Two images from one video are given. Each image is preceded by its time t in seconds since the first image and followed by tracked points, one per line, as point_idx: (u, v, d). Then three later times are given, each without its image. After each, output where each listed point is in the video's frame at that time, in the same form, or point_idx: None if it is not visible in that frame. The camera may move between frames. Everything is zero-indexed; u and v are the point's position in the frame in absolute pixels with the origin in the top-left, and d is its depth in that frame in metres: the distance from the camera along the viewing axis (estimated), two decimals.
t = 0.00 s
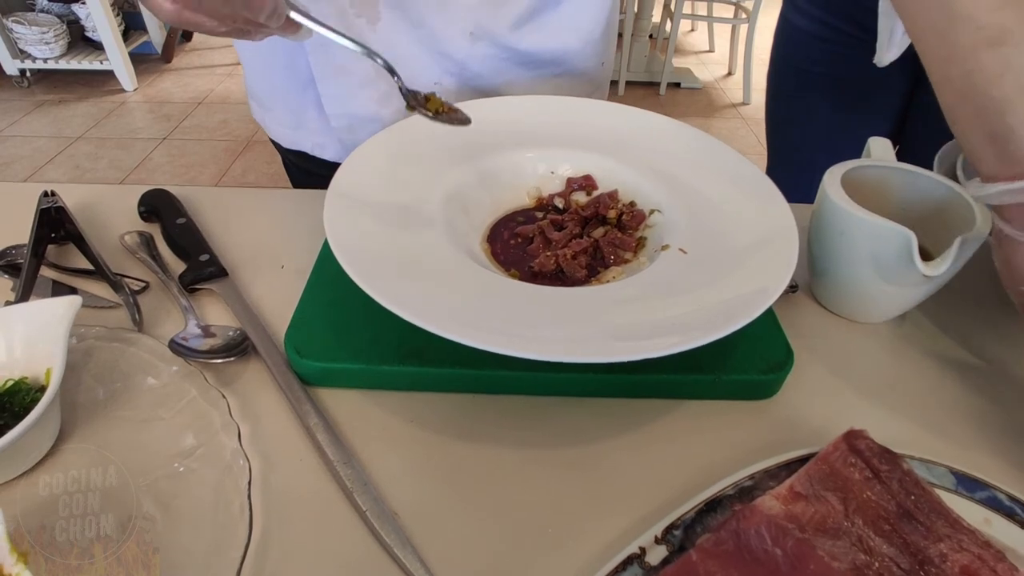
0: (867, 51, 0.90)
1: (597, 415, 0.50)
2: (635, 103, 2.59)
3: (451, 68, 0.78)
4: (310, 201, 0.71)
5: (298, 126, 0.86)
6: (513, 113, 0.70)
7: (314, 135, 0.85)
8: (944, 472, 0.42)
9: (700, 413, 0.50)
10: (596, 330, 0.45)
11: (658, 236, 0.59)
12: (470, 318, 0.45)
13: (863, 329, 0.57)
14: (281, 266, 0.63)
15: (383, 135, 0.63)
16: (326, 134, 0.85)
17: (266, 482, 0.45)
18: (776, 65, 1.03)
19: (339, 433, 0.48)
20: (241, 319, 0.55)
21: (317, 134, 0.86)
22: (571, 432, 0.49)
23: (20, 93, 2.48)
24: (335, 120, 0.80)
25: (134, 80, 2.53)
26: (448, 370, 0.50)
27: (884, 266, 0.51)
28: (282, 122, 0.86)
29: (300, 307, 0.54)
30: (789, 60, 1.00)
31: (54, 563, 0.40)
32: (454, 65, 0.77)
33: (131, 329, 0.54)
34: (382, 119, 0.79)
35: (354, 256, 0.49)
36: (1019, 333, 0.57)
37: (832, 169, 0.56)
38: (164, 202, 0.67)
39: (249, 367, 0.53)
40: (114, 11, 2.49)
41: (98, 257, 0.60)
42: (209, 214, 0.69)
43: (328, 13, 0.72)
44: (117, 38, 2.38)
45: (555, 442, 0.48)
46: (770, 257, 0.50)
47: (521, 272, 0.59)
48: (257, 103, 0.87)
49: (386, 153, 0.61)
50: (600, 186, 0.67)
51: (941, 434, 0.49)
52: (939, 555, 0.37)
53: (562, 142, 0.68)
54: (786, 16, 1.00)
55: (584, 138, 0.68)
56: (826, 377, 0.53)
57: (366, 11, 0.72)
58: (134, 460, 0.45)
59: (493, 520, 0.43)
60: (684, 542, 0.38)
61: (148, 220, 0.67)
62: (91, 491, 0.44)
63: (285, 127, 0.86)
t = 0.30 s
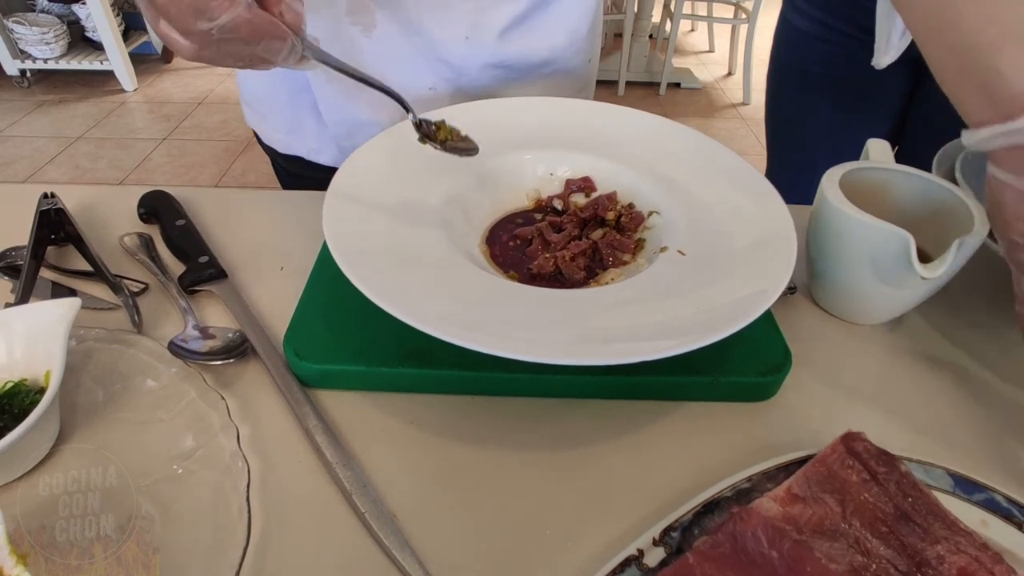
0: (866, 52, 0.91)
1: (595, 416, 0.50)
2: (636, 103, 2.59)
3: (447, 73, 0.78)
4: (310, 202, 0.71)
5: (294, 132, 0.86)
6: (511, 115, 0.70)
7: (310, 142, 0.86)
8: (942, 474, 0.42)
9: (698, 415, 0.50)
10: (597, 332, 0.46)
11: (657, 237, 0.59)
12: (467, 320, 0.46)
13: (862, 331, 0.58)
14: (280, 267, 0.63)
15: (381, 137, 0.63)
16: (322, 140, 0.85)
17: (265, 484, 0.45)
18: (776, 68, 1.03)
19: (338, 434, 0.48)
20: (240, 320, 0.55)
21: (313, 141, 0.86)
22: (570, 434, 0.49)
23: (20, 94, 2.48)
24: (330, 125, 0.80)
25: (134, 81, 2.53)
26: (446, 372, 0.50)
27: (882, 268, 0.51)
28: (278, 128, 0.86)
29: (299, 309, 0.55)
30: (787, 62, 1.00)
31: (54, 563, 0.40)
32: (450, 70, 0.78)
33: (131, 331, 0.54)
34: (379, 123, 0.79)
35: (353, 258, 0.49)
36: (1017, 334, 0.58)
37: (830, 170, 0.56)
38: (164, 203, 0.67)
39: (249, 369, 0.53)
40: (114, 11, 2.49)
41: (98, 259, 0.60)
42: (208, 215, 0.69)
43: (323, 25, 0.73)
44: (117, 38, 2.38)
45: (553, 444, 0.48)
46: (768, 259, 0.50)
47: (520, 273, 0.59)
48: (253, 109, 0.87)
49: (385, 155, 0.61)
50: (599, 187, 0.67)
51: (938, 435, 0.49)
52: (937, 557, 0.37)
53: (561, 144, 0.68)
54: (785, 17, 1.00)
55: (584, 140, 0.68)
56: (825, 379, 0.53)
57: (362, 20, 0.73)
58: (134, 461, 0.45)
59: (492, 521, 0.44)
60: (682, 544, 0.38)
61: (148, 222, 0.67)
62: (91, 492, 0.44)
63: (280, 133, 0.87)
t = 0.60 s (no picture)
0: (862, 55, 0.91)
1: (590, 418, 0.51)
2: (635, 104, 2.60)
3: (472, 77, 0.84)
4: (309, 205, 0.72)
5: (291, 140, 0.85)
6: (509, 118, 0.70)
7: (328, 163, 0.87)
8: (932, 475, 0.43)
9: (692, 416, 0.51)
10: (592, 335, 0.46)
11: (653, 241, 0.60)
12: (464, 323, 0.46)
13: (855, 333, 0.58)
14: (280, 269, 0.63)
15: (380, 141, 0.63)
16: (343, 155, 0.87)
17: (264, 485, 0.46)
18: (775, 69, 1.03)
19: (336, 436, 0.49)
20: (239, 322, 0.55)
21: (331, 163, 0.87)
22: (565, 435, 0.50)
23: (21, 94, 2.48)
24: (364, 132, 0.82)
25: (135, 81, 2.54)
26: (443, 374, 0.51)
27: (875, 271, 0.52)
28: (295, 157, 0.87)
29: (298, 312, 0.55)
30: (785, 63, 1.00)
31: (55, 563, 0.41)
32: (475, 73, 0.83)
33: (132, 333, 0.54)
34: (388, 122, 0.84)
35: (351, 262, 0.50)
36: (1009, 335, 0.58)
37: (824, 175, 0.57)
38: (164, 206, 0.67)
39: (249, 370, 0.53)
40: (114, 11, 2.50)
41: (98, 261, 0.60)
42: (208, 217, 0.69)
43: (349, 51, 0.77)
44: (117, 39, 2.38)
45: (548, 445, 0.49)
46: (761, 263, 0.50)
47: (517, 276, 0.59)
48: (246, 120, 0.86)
49: (383, 159, 0.62)
50: (595, 191, 0.67)
51: (930, 436, 0.50)
52: (925, 557, 0.38)
53: (558, 147, 0.69)
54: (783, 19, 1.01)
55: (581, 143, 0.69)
56: (818, 380, 0.54)
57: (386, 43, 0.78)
58: (134, 463, 0.46)
59: (488, 522, 0.44)
60: (674, 545, 0.39)
61: (148, 224, 0.68)
62: (91, 493, 0.44)
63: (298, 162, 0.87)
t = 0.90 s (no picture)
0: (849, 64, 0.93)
1: (578, 417, 0.53)
2: (633, 105, 2.63)
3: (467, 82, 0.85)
4: (309, 211, 0.74)
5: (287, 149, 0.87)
6: (501, 128, 0.73)
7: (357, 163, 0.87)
8: (901, 471, 0.45)
9: (676, 415, 0.53)
10: (579, 338, 0.48)
11: (640, 247, 0.62)
12: (455, 327, 0.48)
13: (835, 335, 0.60)
14: (281, 274, 0.66)
15: (375, 151, 0.65)
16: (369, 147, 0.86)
17: (267, 481, 0.48)
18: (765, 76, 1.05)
19: (335, 434, 0.51)
20: (243, 325, 0.58)
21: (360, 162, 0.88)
22: (554, 434, 0.52)
23: (22, 96, 2.51)
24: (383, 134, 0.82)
25: (136, 83, 2.56)
26: (436, 375, 0.53)
27: (851, 276, 0.54)
28: (323, 165, 0.88)
29: (300, 317, 0.57)
30: (775, 69, 1.02)
31: (69, 554, 0.43)
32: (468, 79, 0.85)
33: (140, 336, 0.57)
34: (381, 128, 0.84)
35: (350, 268, 0.52)
36: (983, 337, 0.60)
37: (804, 184, 0.59)
38: (169, 213, 0.70)
39: (252, 371, 0.56)
40: (115, 13, 2.52)
41: (106, 267, 0.63)
42: (212, 223, 0.72)
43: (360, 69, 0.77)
44: (117, 41, 2.41)
45: (538, 443, 0.51)
46: (742, 269, 0.53)
47: (509, 281, 0.61)
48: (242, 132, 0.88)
49: (379, 169, 0.64)
50: (586, 198, 0.70)
51: (902, 434, 0.52)
52: (891, 547, 0.40)
53: (549, 155, 0.71)
54: (773, 27, 1.03)
55: (572, 151, 0.71)
56: (798, 381, 0.56)
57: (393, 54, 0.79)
58: (142, 460, 0.48)
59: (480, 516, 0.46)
60: (655, 536, 0.41)
61: (154, 230, 0.70)
62: (100, 489, 0.46)
63: (328, 169, 0.88)
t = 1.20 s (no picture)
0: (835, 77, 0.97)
1: (568, 421, 0.56)
2: (632, 108, 2.66)
3: (458, 94, 0.88)
4: (311, 222, 0.77)
5: (285, 163, 0.89)
6: (496, 142, 0.76)
7: (347, 174, 0.91)
8: (867, 471, 0.48)
9: (659, 419, 0.56)
10: (568, 347, 0.52)
11: (627, 258, 0.65)
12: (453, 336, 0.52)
13: (813, 341, 0.64)
14: (286, 283, 0.69)
15: (374, 166, 0.68)
16: (358, 157, 0.90)
17: (274, 481, 0.51)
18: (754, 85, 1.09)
19: (339, 437, 0.54)
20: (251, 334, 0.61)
21: (349, 171, 0.91)
22: (545, 437, 0.55)
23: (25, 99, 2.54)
24: (371, 149, 0.86)
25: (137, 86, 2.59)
26: (433, 381, 0.56)
27: (827, 287, 0.57)
28: (313, 177, 0.91)
29: (305, 325, 0.61)
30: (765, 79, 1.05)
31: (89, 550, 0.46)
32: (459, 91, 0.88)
33: (152, 344, 0.60)
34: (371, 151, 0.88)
35: (353, 280, 0.55)
36: (954, 343, 0.64)
37: (783, 199, 0.62)
38: (179, 224, 0.73)
39: (259, 377, 0.59)
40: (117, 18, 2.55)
41: (120, 277, 0.66)
42: (219, 234, 0.75)
43: (350, 90, 0.80)
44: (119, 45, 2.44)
45: (530, 445, 0.54)
46: (722, 281, 0.56)
47: (503, 291, 0.64)
48: (240, 144, 0.91)
49: (378, 183, 0.67)
50: (577, 211, 0.73)
51: (873, 436, 0.55)
52: (855, 542, 0.43)
53: (542, 169, 0.74)
54: (763, 39, 1.06)
55: (563, 166, 0.75)
56: (777, 386, 0.59)
57: (379, 74, 0.81)
58: (157, 461, 0.51)
59: (474, 513, 0.50)
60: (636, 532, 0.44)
61: (163, 240, 0.73)
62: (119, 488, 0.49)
63: (317, 180, 0.91)
